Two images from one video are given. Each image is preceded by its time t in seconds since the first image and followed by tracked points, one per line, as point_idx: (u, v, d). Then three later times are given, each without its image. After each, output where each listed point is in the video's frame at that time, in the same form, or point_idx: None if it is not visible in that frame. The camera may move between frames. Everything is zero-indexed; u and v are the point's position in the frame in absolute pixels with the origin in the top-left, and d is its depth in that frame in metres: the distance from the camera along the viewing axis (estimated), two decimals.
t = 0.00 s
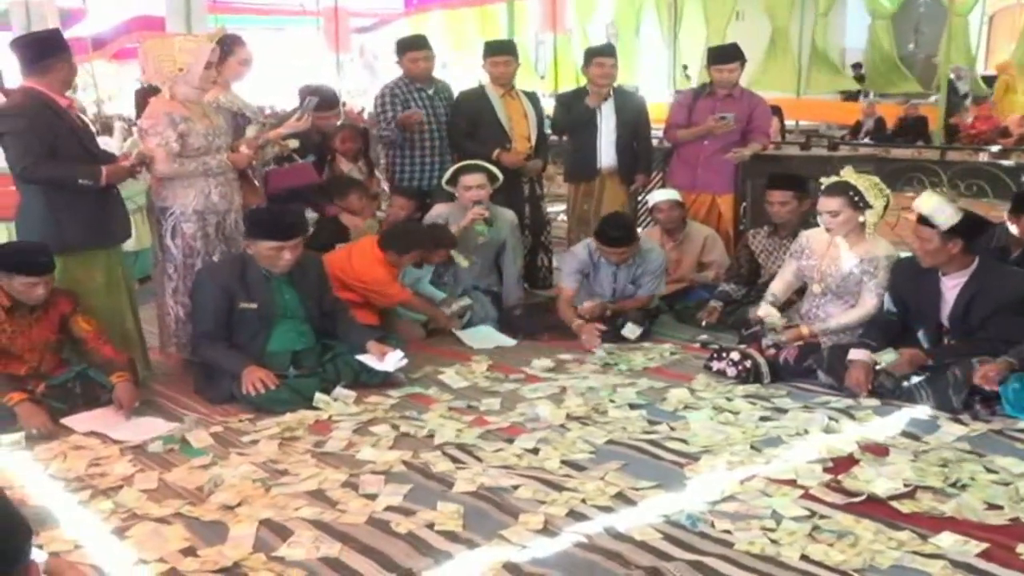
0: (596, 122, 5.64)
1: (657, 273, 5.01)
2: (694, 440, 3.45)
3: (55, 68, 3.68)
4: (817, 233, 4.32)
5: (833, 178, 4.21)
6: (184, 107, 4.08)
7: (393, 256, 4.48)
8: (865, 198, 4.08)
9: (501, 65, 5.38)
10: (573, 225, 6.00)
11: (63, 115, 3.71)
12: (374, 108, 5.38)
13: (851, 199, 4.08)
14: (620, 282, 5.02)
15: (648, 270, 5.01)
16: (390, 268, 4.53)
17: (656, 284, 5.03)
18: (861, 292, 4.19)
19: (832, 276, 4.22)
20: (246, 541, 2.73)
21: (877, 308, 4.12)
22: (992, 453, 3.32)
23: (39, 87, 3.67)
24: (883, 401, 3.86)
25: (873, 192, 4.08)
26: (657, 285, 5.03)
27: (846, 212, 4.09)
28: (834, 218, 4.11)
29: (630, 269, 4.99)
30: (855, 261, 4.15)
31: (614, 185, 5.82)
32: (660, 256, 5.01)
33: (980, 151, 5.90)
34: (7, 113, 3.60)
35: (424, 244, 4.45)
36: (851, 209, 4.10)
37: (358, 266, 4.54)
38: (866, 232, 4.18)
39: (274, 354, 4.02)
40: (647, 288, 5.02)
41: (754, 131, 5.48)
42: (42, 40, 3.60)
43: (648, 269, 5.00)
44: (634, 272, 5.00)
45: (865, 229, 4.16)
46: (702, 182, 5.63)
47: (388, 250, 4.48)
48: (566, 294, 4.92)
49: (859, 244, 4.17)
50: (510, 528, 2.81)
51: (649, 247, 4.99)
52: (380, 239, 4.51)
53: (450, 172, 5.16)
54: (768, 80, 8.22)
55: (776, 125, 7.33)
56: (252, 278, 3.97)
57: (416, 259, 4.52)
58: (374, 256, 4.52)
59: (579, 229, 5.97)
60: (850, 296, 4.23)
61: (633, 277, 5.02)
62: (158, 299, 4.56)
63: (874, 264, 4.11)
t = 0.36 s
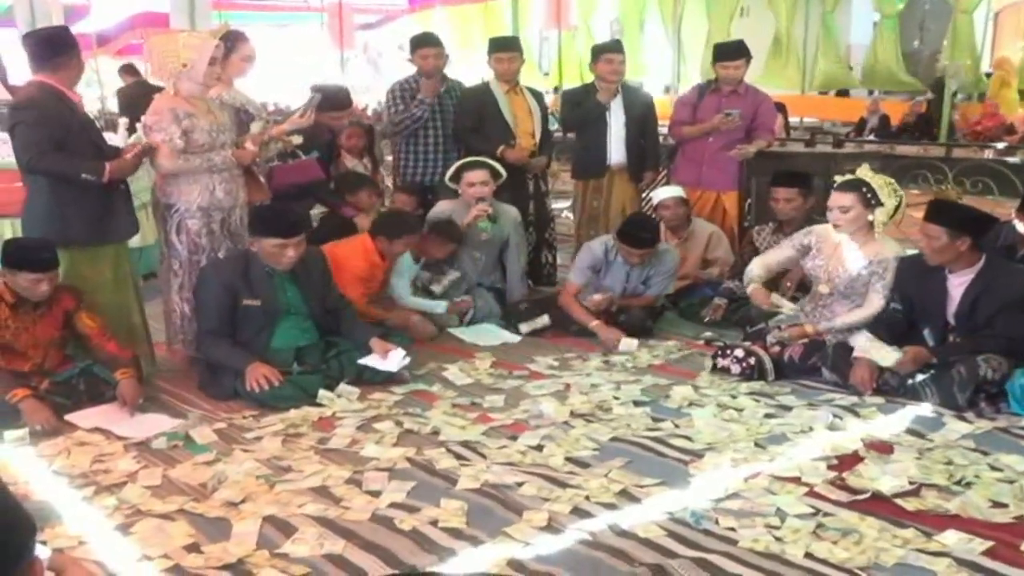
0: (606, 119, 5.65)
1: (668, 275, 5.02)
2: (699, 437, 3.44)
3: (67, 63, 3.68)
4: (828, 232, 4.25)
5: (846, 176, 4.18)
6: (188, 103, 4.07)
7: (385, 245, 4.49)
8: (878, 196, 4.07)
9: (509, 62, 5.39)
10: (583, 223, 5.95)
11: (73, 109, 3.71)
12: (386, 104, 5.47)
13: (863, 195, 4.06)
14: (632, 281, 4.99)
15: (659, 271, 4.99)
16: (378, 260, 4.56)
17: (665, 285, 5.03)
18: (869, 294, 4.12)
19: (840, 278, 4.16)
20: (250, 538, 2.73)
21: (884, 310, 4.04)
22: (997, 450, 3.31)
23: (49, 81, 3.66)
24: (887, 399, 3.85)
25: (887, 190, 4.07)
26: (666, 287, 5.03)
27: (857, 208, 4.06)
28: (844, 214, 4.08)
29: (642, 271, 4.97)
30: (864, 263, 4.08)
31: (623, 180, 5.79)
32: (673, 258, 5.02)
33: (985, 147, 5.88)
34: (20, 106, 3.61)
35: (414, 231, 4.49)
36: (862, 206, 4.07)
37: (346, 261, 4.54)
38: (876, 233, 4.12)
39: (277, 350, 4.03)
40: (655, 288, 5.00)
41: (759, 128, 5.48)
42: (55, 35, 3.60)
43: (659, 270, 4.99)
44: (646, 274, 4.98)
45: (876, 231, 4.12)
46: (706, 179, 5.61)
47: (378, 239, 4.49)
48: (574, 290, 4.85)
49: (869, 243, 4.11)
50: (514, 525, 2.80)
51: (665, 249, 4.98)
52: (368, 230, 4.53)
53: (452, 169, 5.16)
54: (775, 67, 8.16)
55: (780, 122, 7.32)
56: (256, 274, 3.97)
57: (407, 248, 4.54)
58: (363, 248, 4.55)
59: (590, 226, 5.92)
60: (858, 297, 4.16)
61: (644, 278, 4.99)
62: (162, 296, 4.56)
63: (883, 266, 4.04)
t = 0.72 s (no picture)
0: (612, 118, 5.61)
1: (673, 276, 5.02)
2: (699, 437, 3.44)
3: (71, 61, 3.68)
4: (828, 232, 4.30)
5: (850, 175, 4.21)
6: (188, 102, 4.07)
7: (380, 240, 4.50)
8: (880, 194, 4.09)
9: (506, 61, 5.37)
10: (588, 223, 5.91)
11: (79, 107, 3.72)
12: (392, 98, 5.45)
13: (864, 194, 4.09)
14: (638, 281, 4.97)
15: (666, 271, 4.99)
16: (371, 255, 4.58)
17: (669, 285, 5.03)
18: (870, 293, 4.15)
19: (841, 278, 4.19)
20: (250, 537, 2.73)
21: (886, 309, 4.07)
22: (998, 450, 3.31)
23: (56, 78, 3.65)
24: (889, 398, 3.85)
25: (889, 189, 4.10)
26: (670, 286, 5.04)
27: (858, 206, 4.09)
28: (845, 210, 4.10)
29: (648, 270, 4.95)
30: (864, 263, 4.12)
31: (631, 179, 5.81)
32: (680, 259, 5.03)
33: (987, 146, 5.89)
34: (31, 103, 3.58)
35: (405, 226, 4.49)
36: (864, 203, 4.10)
37: (344, 262, 4.55)
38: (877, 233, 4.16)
39: (279, 349, 4.03)
40: (660, 287, 5.01)
41: (760, 128, 5.48)
42: (60, 32, 3.60)
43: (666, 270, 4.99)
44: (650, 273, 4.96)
45: (877, 230, 4.15)
46: (708, 178, 5.60)
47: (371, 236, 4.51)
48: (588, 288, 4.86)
49: (870, 243, 4.14)
50: (514, 525, 2.80)
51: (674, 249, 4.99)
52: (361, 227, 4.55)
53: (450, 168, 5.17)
54: (773, 67, 7.96)
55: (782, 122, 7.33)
56: (257, 272, 3.97)
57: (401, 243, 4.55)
58: (357, 245, 4.56)
59: (595, 226, 5.89)
60: (859, 297, 4.19)
61: (650, 277, 4.98)
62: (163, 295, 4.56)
63: (884, 266, 4.08)
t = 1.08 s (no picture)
0: (617, 118, 5.64)
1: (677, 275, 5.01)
2: (702, 436, 3.44)
3: (75, 63, 3.67)
4: (828, 231, 4.28)
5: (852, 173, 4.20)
6: (189, 101, 4.07)
7: (403, 245, 4.49)
8: (881, 193, 4.07)
9: (510, 60, 5.38)
10: (593, 222, 5.93)
11: (76, 110, 3.71)
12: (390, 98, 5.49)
13: (866, 191, 4.07)
14: (643, 280, 4.95)
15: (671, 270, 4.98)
16: (396, 260, 4.57)
17: (674, 284, 5.02)
18: (871, 291, 4.15)
19: (841, 275, 4.19)
20: (252, 536, 2.73)
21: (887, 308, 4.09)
22: (1000, 449, 3.31)
23: (52, 80, 3.65)
24: (891, 397, 3.86)
25: (890, 188, 4.08)
26: (675, 286, 5.04)
27: (859, 204, 4.08)
28: (846, 208, 4.09)
29: (654, 269, 4.93)
30: (864, 261, 4.12)
31: (636, 179, 5.80)
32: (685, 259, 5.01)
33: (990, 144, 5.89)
34: (22, 106, 3.58)
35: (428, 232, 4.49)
36: (865, 201, 4.08)
37: (367, 263, 4.53)
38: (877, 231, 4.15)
39: (280, 348, 4.04)
40: (665, 285, 5.00)
41: (762, 127, 5.49)
42: (63, 34, 3.59)
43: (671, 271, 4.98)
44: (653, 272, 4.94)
45: (877, 228, 4.14)
46: (710, 177, 5.61)
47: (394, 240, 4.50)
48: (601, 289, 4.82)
49: (870, 241, 4.14)
50: (517, 524, 2.80)
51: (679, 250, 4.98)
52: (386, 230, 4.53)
53: (452, 167, 5.17)
54: (776, 60, 7.84)
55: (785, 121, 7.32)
56: (260, 270, 3.97)
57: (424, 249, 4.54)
58: (381, 249, 4.55)
59: (600, 225, 5.92)
60: (860, 295, 4.19)
61: (655, 276, 4.97)
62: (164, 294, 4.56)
63: (883, 263, 4.09)
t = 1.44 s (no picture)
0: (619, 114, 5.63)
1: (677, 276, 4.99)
2: (702, 436, 3.43)
3: (65, 67, 3.67)
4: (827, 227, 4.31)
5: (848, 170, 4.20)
6: (187, 100, 4.08)
7: (416, 248, 4.53)
8: (875, 189, 4.08)
9: (510, 58, 5.37)
10: (593, 220, 5.92)
11: (66, 113, 3.71)
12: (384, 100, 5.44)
13: (858, 189, 4.09)
14: (644, 278, 4.92)
15: (670, 270, 4.95)
16: (411, 262, 4.60)
17: (674, 285, 5.01)
18: (868, 284, 4.16)
19: (840, 269, 4.20)
20: (253, 535, 2.73)
21: (881, 301, 4.08)
22: (1001, 448, 3.31)
23: (41, 84, 3.67)
24: (891, 396, 3.86)
25: (885, 184, 4.07)
26: (674, 287, 5.02)
27: (855, 202, 4.10)
28: (842, 207, 4.12)
29: (655, 267, 4.91)
30: (863, 254, 4.14)
31: (635, 178, 5.81)
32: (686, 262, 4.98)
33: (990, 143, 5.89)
34: (8, 110, 3.62)
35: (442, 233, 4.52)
36: (861, 199, 4.10)
37: (386, 267, 4.57)
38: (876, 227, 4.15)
39: (280, 347, 4.04)
40: (667, 284, 4.98)
41: (763, 126, 5.51)
42: (52, 38, 3.58)
43: (671, 271, 4.95)
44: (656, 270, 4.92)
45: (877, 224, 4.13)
46: (710, 176, 5.61)
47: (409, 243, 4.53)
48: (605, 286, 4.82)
49: (869, 236, 4.15)
50: (517, 523, 2.80)
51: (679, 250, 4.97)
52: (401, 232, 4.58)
53: (455, 166, 5.18)
54: (780, 65, 7.87)
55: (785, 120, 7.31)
56: (261, 269, 3.97)
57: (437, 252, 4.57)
58: (397, 250, 4.58)
59: (600, 224, 5.91)
60: (857, 289, 4.20)
61: (656, 275, 4.94)
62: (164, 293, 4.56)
63: (881, 255, 4.10)
